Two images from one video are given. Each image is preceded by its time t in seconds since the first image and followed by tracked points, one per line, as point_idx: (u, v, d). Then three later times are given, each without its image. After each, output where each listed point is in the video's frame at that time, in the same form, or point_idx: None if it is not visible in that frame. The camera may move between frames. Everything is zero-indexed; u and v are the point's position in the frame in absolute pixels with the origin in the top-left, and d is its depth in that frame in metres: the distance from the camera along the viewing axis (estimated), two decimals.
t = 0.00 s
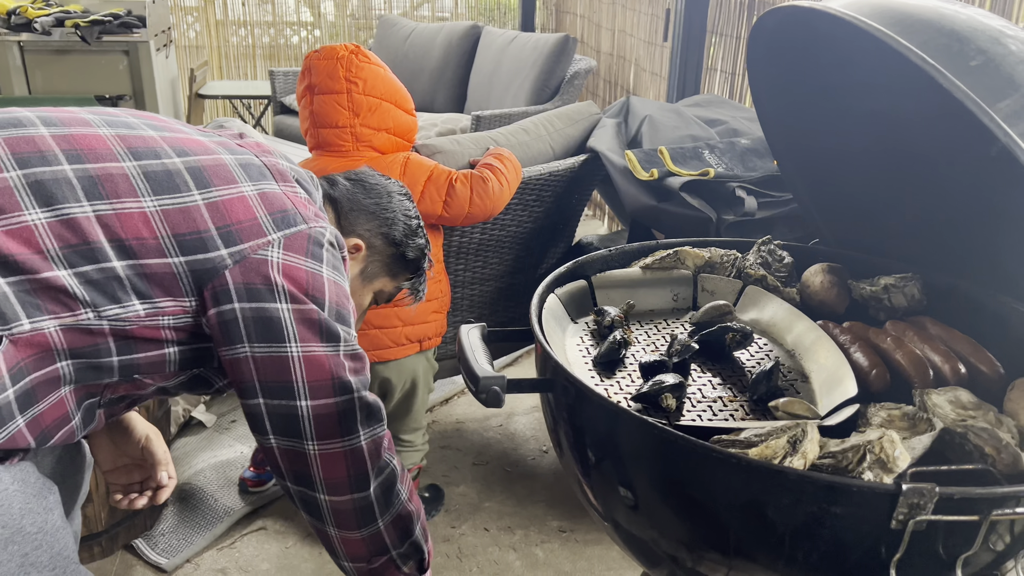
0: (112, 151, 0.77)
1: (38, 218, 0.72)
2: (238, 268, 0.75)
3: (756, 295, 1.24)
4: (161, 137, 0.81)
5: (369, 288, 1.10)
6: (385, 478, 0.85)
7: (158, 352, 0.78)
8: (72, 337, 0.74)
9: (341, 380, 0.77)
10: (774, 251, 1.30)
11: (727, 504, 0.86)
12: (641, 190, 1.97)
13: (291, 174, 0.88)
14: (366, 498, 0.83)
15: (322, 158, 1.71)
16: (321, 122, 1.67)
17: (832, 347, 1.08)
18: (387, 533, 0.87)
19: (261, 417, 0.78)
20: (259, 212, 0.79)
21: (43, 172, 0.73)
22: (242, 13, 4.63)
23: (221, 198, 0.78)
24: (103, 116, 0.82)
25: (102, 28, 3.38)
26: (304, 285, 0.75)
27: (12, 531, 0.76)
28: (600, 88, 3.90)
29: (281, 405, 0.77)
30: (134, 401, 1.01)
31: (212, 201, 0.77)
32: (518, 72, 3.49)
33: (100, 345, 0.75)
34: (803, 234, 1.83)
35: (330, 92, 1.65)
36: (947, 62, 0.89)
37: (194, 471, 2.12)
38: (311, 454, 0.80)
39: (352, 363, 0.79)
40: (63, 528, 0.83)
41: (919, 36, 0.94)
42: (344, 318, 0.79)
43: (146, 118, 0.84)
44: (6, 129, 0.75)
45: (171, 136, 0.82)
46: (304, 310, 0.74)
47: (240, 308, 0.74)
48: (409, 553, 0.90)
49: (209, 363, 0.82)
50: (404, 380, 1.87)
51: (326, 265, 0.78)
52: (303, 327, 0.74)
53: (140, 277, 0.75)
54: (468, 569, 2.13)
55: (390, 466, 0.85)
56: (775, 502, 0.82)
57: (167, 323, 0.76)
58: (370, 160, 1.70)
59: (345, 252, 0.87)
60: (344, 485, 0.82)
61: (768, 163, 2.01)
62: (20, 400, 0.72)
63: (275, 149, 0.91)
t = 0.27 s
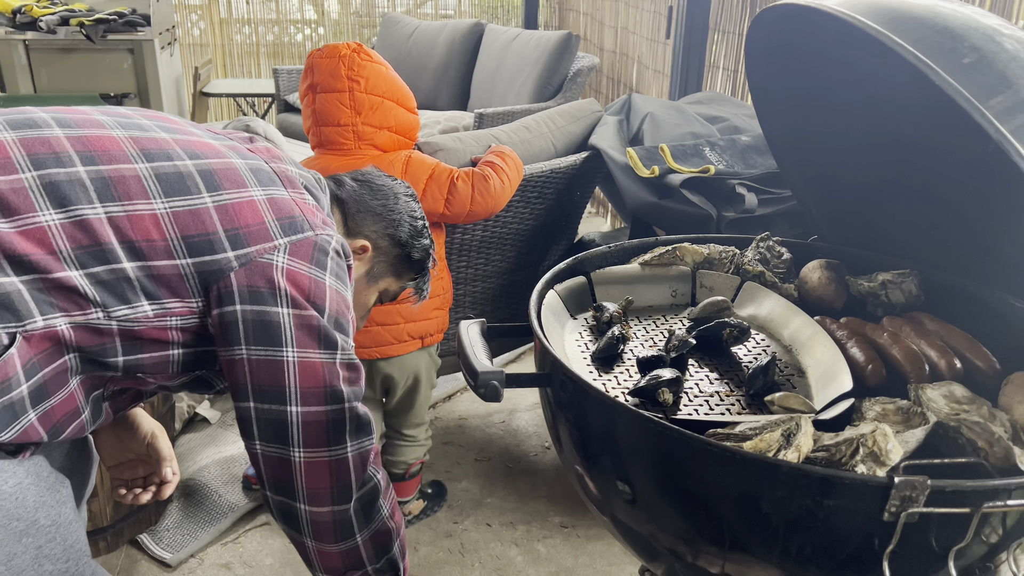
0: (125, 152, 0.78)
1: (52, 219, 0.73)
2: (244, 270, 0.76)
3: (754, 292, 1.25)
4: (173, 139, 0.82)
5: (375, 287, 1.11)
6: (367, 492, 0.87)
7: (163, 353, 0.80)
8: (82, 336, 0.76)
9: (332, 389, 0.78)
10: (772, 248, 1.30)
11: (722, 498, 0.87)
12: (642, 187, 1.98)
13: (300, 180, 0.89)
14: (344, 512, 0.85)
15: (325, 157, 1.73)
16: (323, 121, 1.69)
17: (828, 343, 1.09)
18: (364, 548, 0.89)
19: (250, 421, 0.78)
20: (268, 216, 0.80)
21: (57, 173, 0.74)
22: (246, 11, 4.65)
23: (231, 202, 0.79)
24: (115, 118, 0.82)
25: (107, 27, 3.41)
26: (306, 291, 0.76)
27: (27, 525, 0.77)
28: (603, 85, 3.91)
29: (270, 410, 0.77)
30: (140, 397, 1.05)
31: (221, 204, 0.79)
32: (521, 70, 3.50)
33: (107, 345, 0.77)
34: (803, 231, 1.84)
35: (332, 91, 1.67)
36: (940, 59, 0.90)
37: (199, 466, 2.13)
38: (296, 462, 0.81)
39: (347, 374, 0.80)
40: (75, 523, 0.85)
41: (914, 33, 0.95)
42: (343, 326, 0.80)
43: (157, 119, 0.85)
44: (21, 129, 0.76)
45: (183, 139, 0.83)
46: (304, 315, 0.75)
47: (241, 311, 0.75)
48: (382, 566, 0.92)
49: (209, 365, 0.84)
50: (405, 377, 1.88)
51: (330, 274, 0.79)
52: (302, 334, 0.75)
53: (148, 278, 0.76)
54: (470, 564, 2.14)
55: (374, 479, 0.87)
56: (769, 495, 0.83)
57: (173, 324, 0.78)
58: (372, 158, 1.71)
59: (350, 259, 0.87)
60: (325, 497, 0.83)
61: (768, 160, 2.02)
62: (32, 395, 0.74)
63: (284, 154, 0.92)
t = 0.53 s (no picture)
0: (130, 145, 0.80)
1: (59, 212, 0.75)
2: (245, 253, 0.78)
3: (748, 290, 1.26)
4: (176, 132, 0.85)
5: (375, 281, 1.12)
6: (379, 466, 0.87)
7: (167, 343, 0.81)
8: (88, 327, 0.77)
9: (338, 364, 0.79)
10: (766, 246, 1.32)
11: (715, 494, 0.88)
12: (638, 186, 1.99)
13: (300, 172, 0.92)
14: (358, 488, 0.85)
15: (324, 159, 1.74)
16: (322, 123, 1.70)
17: (821, 341, 1.11)
18: (381, 523, 0.89)
19: (256, 405, 0.79)
20: (268, 203, 0.82)
21: (64, 167, 0.76)
22: (244, 11, 4.66)
23: (232, 188, 0.81)
24: (120, 115, 0.85)
25: (105, 27, 3.42)
26: (308, 271, 0.78)
27: (39, 517, 0.80)
28: (601, 84, 3.92)
29: (277, 391, 0.78)
30: (145, 392, 1.09)
31: (223, 189, 0.81)
32: (519, 69, 3.51)
33: (113, 336, 0.78)
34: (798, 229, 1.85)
35: (330, 93, 1.68)
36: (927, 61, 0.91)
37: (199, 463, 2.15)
38: (304, 443, 0.80)
39: (353, 351, 0.81)
40: (83, 514, 0.88)
41: (901, 36, 0.96)
42: (345, 304, 0.82)
43: (161, 117, 0.88)
44: (29, 126, 0.78)
45: (185, 132, 0.86)
46: (307, 293, 0.77)
47: (243, 293, 0.76)
48: (402, 536, 0.92)
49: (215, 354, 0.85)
50: (408, 376, 1.90)
51: (329, 256, 0.82)
52: (303, 310, 0.77)
53: (155, 267, 0.78)
54: (468, 561, 2.16)
55: (385, 452, 0.87)
56: (761, 490, 0.85)
57: (180, 312, 0.79)
58: (371, 159, 1.72)
59: (352, 248, 0.90)
60: (338, 475, 0.82)
61: (763, 158, 2.03)
62: (43, 387, 0.75)
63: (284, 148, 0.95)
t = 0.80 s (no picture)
0: (124, 146, 0.86)
1: (55, 212, 0.80)
2: (243, 256, 0.84)
3: (737, 284, 1.27)
4: (170, 134, 0.91)
5: (364, 280, 1.13)
6: (395, 452, 0.93)
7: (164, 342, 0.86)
8: (86, 327, 0.81)
9: (347, 359, 0.86)
10: (756, 241, 1.33)
11: (705, 488, 0.89)
12: (630, 183, 1.99)
13: (291, 172, 0.97)
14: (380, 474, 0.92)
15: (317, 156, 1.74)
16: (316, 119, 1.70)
17: (811, 335, 1.11)
18: (404, 507, 0.95)
19: (271, 403, 0.86)
20: (264, 204, 0.88)
21: (59, 167, 0.81)
22: (236, 8, 4.65)
23: (228, 190, 0.87)
24: (113, 115, 0.91)
25: (95, 24, 3.41)
26: (307, 272, 0.85)
27: (33, 511, 0.80)
28: (593, 81, 3.92)
29: (296, 388, 0.85)
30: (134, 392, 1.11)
31: (218, 192, 0.87)
32: (511, 66, 3.51)
33: (111, 334, 0.83)
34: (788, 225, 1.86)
35: (323, 91, 1.67)
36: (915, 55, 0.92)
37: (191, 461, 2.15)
38: (324, 437, 0.88)
39: (358, 345, 0.88)
40: (77, 509, 0.88)
41: (890, 30, 0.97)
42: (345, 300, 0.88)
43: (153, 118, 0.93)
44: (25, 127, 0.83)
45: (178, 134, 0.92)
46: (308, 294, 0.84)
47: (246, 294, 0.82)
48: (424, 514, 0.97)
49: (210, 353, 0.90)
50: (400, 375, 1.90)
51: (326, 254, 0.88)
52: (308, 310, 0.84)
53: (150, 267, 0.83)
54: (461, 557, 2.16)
55: (400, 439, 0.93)
56: (750, 483, 0.85)
57: (175, 313, 0.85)
58: (364, 158, 1.72)
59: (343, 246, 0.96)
60: (359, 465, 0.90)
61: (754, 154, 2.04)
62: (35, 385, 0.79)
63: (275, 148, 1.00)
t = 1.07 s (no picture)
0: (101, 147, 0.84)
1: (30, 212, 0.78)
2: (227, 264, 0.82)
3: (719, 275, 1.25)
4: (148, 135, 0.89)
5: (339, 283, 1.12)
6: (381, 456, 0.96)
7: (144, 348, 0.85)
8: (63, 329, 0.79)
9: (333, 366, 0.87)
10: (738, 233, 1.31)
11: (685, 481, 0.88)
12: (612, 175, 1.98)
13: (271, 174, 0.96)
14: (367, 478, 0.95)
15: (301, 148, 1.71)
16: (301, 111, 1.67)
17: (792, 326, 1.11)
18: (388, 508, 1.00)
19: (259, 406, 0.87)
20: (246, 210, 0.86)
21: (35, 167, 0.79)
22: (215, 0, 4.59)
23: (209, 196, 0.85)
24: (88, 112, 0.89)
25: (71, 15, 3.36)
26: (289, 280, 0.84)
27: (2, 509, 0.78)
28: (576, 74, 3.90)
29: (281, 395, 0.87)
30: (107, 389, 1.07)
31: (200, 198, 0.85)
32: (494, 59, 3.48)
33: (88, 336, 0.81)
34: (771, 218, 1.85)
35: (311, 83, 1.64)
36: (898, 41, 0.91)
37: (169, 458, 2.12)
38: (312, 442, 0.91)
39: (339, 351, 0.89)
40: (49, 508, 0.85)
41: (875, 16, 0.96)
42: (326, 306, 0.88)
43: (129, 116, 0.91)
44: None
45: (156, 134, 0.89)
46: (291, 302, 0.84)
47: (230, 303, 0.82)
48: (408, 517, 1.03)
49: (187, 357, 0.89)
50: (388, 364, 1.87)
51: (307, 261, 0.87)
52: (292, 318, 0.84)
53: (128, 273, 0.81)
54: (444, 552, 2.14)
55: (385, 444, 0.96)
56: (730, 476, 0.84)
57: (153, 318, 0.83)
58: (349, 152, 1.69)
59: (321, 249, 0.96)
60: (346, 467, 0.93)
61: (737, 146, 2.03)
62: (7, 386, 0.77)
63: (255, 148, 0.99)
